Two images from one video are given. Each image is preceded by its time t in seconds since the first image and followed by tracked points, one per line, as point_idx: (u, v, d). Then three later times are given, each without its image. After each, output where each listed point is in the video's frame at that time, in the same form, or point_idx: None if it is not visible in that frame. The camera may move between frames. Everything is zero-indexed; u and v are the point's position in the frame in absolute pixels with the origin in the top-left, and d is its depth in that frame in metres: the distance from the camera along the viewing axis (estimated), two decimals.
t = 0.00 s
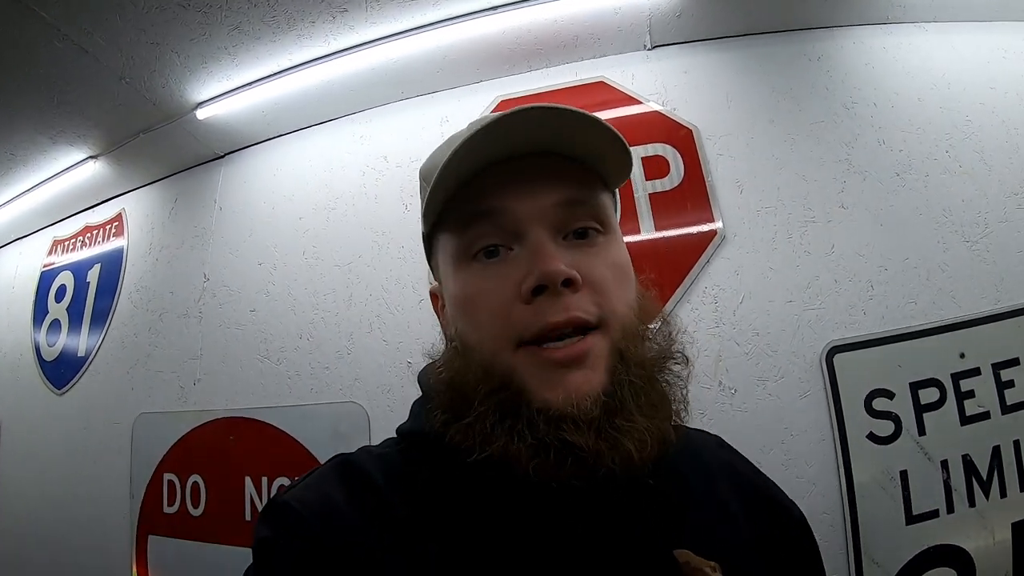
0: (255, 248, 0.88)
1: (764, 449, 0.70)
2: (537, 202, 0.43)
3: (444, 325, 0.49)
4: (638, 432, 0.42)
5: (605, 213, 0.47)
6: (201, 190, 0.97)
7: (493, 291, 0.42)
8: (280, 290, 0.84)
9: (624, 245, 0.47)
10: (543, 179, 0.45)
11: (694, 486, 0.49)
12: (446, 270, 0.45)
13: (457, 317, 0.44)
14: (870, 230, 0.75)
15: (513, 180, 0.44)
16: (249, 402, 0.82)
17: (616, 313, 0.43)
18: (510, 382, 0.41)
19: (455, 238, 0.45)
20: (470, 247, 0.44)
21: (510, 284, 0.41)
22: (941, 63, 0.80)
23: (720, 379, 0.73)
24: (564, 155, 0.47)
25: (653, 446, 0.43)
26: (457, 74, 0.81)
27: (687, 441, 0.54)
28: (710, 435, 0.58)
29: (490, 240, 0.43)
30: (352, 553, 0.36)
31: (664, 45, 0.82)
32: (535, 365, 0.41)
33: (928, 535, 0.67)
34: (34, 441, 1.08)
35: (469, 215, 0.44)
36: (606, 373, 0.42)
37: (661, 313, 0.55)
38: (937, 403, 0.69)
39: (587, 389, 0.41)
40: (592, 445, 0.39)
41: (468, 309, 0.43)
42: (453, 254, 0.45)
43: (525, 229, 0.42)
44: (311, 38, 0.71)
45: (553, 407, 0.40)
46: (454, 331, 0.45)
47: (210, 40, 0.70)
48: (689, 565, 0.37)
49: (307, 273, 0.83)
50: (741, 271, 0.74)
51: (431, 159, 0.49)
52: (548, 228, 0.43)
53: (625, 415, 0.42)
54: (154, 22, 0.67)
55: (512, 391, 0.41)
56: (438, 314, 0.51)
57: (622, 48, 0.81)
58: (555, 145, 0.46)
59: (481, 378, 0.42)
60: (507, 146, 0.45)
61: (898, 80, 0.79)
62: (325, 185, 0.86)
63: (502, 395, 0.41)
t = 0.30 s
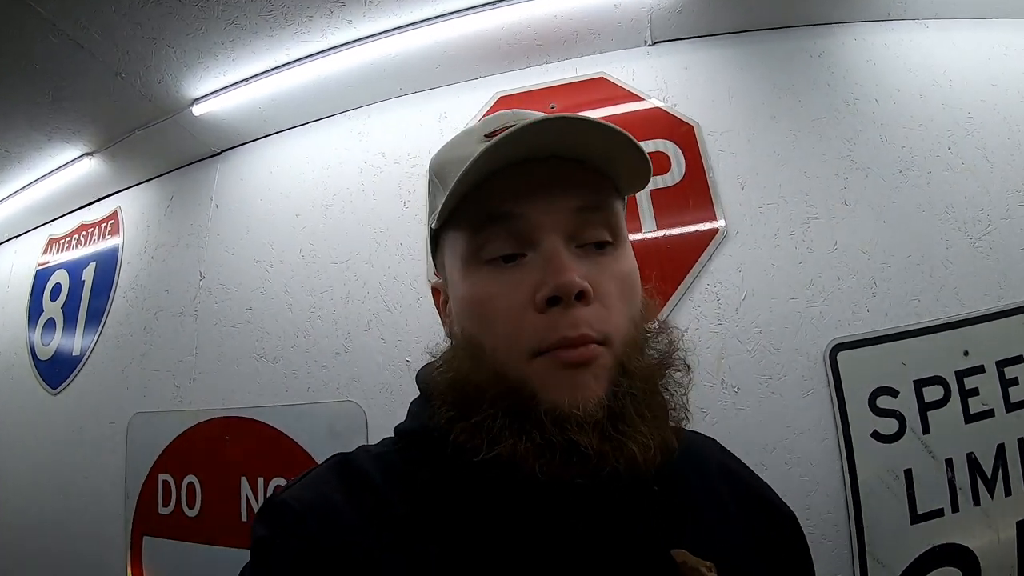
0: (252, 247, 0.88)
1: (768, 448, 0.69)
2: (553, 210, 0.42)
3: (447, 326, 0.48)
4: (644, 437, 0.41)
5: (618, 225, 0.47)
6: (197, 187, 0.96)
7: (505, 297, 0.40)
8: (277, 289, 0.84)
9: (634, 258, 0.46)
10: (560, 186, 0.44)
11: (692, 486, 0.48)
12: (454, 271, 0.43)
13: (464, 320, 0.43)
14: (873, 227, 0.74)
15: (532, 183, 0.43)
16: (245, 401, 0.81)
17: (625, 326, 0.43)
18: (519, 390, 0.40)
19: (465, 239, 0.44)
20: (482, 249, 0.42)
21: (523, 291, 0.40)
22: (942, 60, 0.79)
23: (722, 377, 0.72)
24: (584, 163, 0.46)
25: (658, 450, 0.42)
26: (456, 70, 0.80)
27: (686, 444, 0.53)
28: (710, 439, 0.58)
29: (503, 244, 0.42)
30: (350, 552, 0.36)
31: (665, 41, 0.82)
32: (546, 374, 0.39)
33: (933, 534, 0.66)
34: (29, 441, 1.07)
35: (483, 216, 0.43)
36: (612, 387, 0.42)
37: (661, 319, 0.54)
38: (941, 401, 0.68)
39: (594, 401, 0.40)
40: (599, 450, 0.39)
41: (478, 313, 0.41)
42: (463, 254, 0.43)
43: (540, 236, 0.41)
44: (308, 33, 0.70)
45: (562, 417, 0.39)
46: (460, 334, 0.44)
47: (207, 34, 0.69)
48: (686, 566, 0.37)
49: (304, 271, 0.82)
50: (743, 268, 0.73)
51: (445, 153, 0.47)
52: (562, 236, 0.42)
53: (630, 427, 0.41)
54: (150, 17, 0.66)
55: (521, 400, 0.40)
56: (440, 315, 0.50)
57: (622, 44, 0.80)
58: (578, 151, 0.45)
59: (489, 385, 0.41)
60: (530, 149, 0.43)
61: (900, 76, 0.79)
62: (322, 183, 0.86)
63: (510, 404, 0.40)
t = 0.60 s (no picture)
0: (250, 249, 0.87)
1: (774, 454, 0.68)
2: (554, 217, 0.41)
3: (448, 336, 0.47)
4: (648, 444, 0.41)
5: (620, 233, 0.45)
6: (195, 189, 0.95)
7: (503, 306, 0.39)
8: (275, 292, 0.82)
9: (637, 266, 0.45)
10: (561, 193, 0.43)
11: (692, 493, 0.47)
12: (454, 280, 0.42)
13: (462, 330, 0.42)
14: (879, 229, 0.73)
15: (533, 191, 0.42)
16: (243, 406, 0.80)
17: (627, 338, 0.42)
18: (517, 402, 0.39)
19: (465, 247, 0.43)
20: (481, 258, 0.41)
21: (521, 300, 0.39)
22: (947, 60, 0.78)
23: (727, 382, 0.71)
24: (588, 171, 0.45)
25: (661, 458, 0.41)
26: (455, 71, 0.79)
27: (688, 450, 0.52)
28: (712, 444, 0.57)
29: (503, 252, 0.41)
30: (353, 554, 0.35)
31: (668, 42, 0.81)
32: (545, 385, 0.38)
33: (941, 540, 0.65)
34: (25, 446, 1.05)
35: (483, 223, 0.42)
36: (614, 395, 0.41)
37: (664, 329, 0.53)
38: (949, 405, 0.67)
39: (591, 418, 0.39)
40: (597, 473, 0.37)
41: (477, 323, 0.40)
42: (463, 262, 0.42)
43: (540, 244, 0.40)
44: (306, 33, 0.69)
45: (560, 430, 0.38)
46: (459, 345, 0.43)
47: (204, 34, 0.68)
48: None
49: (303, 273, 0.81)
50: (748, 271, 0.72)
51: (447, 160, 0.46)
52: (563, 244, 0.41)
53: (630, 445, 0.40)
54: (145, 16, 0.65)
55: (519, 412, 0.39)
56: (441, 326, 0.49)
57: (625, 44, 0.79)
58: (580, 158, 0.44)
59: (488, 396, 0.40)
60: (534, 156, 0.42)
61: (905, 77, 0.78)
62: (322, 184, 0.85)
63: (509, 416, 0.39)
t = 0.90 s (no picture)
0: (253, 246, 0.87)
1: (776, 450, 0.68)
2: (556, 194, 0.42)
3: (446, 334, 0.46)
4: (660, 418, 0.41)
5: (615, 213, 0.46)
6: (197, 186, 0.95)
7: (513, 283, 0.39)
8: (277, 290, 0.83)
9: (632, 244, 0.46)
10: (558, 173, 0.43)
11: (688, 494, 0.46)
12: (456, 266, 0.42)
13: (469, 315, 0.41)
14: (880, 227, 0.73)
15: (533, 173, 0.42)
16: (246, 403, 0.80)
17: (632, 308, 0.42)
18: (532, 377, 0.38)
19: (467, 234, 0.42)
20: (486, 241, 0.41)
21: (531, 276, 0.39)
22: (948, 59, 0.78)
23: (730, 378, 0.71)
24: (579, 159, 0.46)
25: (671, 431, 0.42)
26: (458, 68, 0.79)
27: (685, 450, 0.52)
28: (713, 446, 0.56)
29: (508, 232, 0.41)
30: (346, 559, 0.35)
31: (670, 40, 0.81)
32: (561, 356, 0.38)
33: (942, 536, 0.65)
34: (26, 443, 1.06)
35: (485, 208, 0.42)
36: (623, 369, 0.41)
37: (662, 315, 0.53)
38: (950, 402, 0.67)
39: (612, 379, 0.39)
40: (621, 430, 0.37)
41: (484, 305, 0.40)
42: (466, 248, 0.42)
43: (545, 221, 0.41)
44: (310, 30, 0.69)
45: (582, 395, 0.38)
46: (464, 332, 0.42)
47: (207, 31, 0.68)
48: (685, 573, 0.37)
49: (305, 270, 0.81)
50: (750, 268, 0.72)
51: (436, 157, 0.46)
52: (566, 220, 0.41)
53: (646, 406, 0.40)
54: (149, 13, 0.65)
55: (535, 388, 0.38)
56: (438, 325, 0.48)
57: (628, 42, 0.80)
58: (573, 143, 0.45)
59: (501, 375, 0.39)
60: (530, 140, 0.43)
61: (906, 75, 0.78)
62: (324, 181, 0.85)
63: (526, 390, 0.38)
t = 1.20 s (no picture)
0: (258, 243, 0.87)
1: (776, 450, 0.69)
2: (544, 205, 0.42)
3: (440, 331, 0.47)
4: (641, 427, 0.41)
5: (607, 221, 0.46)
6: (203, 184, 0.96)
7: (496, 292, 0.40)
8: (281, 287, 0.83)
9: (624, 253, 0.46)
10: (549, 183, 0.43)
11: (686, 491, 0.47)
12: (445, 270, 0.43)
13: (456, 319, 0.42)
14: (880, 230, 0.74)
15: (521, 181, 0.43)
16: (249, 399, 0.80)
17: (617, 318, 0.42)
18: (512, 383, 0.39)
19: (457, 239, 0.43)
20: (474, 248, 0.42)
21: (514, 285, 0.40)
22: (949, 64, 0.79)
23: (731, 379, 0.71)
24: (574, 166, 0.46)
25: (653, 437, 0.42)
26: (464, 69, 0.80)
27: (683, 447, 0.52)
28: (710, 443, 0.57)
29: (495, 241, 0.41)
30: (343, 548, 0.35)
31: (674, 44, 0.82)
32: (539, 365, 0.39)
33: (939, 538, 0.65)
34: (30, 437, 1.06)
35: (475, 215, 0.42)
36: (606, 378, 0.41)
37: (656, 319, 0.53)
38: (948, 405, 0.68)
39: (591, 390, 0.39)
40: (598, 438, 0.38)
41: (469, 311, 0.41)
42: (454, 253, 0.43)
43: (531, 231, 0.41)
44: (318, 30, 0.69)
45: (559, 405, 0.38)
46: (452, 334, 0.43)
47: (216, 30, 0.69)
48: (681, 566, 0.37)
49: (310, 268, 0.82)
50: (751, 270, 0.73)
51: (435, 158, 0.47)
52: (552, 230, 0.42)
53: (626, 414, 0.41)
54: (159, 11, 0.66)
55: (514, 394, 0.39)
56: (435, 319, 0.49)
57: (631, 45, 0.80)
58: (564, 150, 0.45)
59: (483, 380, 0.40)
60: (520, 148, 0.43)
61: (908, 81, 0.79)
62: (329, 179, 0.85)
63: (506, 395, 0.39)
